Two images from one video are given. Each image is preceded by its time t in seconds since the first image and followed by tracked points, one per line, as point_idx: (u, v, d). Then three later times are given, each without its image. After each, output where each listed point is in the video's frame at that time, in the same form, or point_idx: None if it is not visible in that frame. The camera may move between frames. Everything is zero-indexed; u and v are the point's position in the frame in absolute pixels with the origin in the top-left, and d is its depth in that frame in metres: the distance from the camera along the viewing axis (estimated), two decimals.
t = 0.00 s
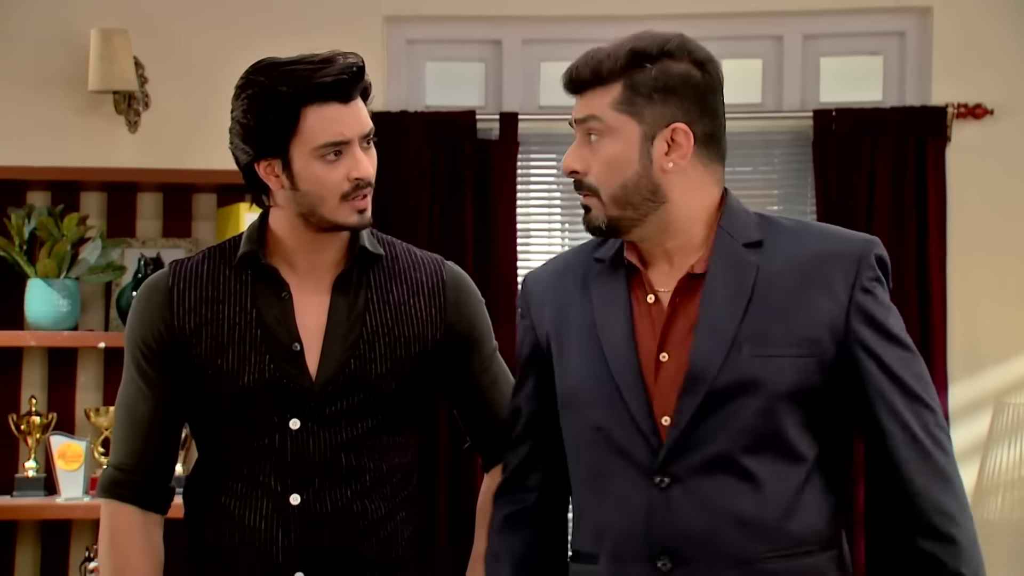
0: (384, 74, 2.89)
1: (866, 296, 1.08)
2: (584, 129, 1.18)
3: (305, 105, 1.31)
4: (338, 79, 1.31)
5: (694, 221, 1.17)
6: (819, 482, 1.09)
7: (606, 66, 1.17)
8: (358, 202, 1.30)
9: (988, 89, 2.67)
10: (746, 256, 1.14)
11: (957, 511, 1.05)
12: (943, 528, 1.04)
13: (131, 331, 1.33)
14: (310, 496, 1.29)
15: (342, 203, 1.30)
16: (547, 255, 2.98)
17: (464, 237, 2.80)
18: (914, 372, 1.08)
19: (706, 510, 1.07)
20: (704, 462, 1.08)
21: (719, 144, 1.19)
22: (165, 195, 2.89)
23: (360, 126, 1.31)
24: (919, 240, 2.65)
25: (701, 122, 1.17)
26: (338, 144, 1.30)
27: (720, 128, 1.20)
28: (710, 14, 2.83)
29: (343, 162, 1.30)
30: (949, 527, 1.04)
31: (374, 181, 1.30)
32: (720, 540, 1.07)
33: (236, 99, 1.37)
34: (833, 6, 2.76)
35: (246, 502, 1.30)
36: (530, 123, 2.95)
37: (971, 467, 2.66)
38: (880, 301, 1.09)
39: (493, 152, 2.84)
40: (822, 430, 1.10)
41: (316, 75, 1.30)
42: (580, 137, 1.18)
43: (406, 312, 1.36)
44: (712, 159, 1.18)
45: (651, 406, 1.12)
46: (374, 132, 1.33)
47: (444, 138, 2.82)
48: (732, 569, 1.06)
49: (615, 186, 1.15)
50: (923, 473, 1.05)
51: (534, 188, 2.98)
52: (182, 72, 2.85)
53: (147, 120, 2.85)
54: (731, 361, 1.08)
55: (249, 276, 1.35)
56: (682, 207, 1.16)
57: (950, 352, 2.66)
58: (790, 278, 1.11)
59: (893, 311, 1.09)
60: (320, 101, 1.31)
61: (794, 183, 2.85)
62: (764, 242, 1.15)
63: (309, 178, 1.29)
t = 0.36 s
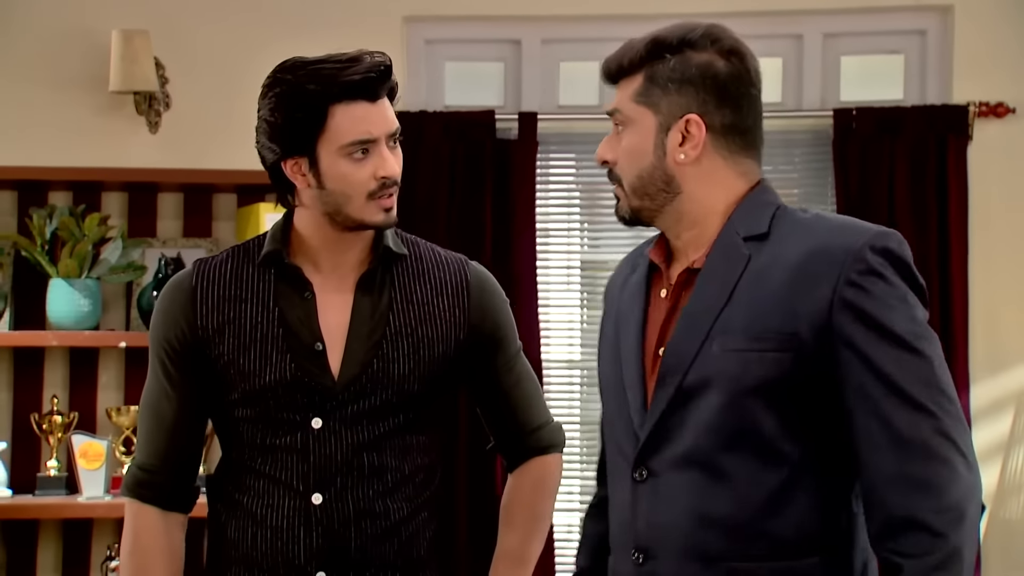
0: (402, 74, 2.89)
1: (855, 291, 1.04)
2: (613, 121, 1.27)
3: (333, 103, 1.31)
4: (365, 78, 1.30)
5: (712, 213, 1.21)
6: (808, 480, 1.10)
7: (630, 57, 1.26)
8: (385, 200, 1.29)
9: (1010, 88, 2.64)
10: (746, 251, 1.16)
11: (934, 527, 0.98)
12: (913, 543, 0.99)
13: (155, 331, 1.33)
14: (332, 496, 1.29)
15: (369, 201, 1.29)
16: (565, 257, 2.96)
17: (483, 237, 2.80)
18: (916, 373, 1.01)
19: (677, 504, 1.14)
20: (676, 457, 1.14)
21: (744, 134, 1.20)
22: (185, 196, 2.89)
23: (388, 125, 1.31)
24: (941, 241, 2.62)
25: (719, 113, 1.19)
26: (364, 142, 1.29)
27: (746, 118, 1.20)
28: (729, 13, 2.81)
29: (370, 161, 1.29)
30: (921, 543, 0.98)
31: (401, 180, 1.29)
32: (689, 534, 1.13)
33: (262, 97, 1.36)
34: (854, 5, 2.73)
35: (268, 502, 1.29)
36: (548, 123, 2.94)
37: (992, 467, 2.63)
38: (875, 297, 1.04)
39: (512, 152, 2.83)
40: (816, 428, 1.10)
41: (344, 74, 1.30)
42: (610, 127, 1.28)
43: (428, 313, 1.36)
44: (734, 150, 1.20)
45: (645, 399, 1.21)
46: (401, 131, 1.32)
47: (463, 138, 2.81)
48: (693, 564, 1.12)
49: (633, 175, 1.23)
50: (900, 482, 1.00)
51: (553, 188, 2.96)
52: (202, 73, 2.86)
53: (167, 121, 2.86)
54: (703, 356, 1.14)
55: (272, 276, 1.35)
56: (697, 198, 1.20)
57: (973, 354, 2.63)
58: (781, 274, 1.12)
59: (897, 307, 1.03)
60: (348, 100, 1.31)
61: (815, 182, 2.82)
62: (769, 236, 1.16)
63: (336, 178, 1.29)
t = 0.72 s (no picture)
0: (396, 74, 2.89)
1: (842, 298, 1.02)
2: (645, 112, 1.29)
3: (330, 104, 1.31)
4: (363, 80, 1.30)
5: (735, 206, 1.22)
6: (791, 489, 1.09)
7: (664, 46, 1.28)
8: (381, 202, 1.29)
9: (1002, 88, 2.65)
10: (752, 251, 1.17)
11: (894, 548, 0.97)
12: (868, 562, 0.98)
13: (151, 325, 1.33)
14: (326, 498, 1.29)
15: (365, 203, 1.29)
16: (558, 256, 2.97)
17: (475, 237, 2.80)
18: (899, 386, 0.99)
19: (669, 505, 1.16)
20: (675, 458, 1.16)
21: (772, 126, 1.19)
22: (177, 195, 2.89)
23: (386, 127, 1.31)
24: (932, 240, 2.64)
25: (747, 104, 1.19)
26: (361, 144, 1.29)
27: (775, 111, 1.19)
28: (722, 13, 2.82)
29: (366, 163, 1.29)
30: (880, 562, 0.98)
31: (397, 183, 1.29)
32: (677, 535, 1.15)
33: (263, 96, 1.36)
34: (846, 5, 2.74)
35: (262, 503, 1.30)
36: (542, 122, 2.94)
37: (984, 466, 2.64)
38: (864, 304, 1.01)
39: (505, 151, 2.83)
40: (807, 433, 1.09)
41: (342, 75, 1.30)
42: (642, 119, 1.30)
43: (427, 314, 1.36)
44: (762, 143, 1.20)
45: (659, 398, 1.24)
46: (399, 133, 1.32)
47: (455, 138, 2.81)
48: (679, 565, 1.15)
49: (660, 166, 1.24)
50: (868, 498, 0.99)
51: (545, 188, 2.97)
52: (195, 72, 2.85)
53: (159, 121, 2.85)
54: (701, 357, 1.15)
55: (269, 275, 1.36)
56: (721, 190, 1.21)
57: (965, 354, 2.64)
58: (780, 274, 1.11)
59: (886, 316, 1.00)
60: (345, 101, 1.31)
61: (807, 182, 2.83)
62: (777, 235, 1.16)
63: (332, 179, 1.29)
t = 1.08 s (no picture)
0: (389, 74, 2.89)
1: (820, 300, 1.01)
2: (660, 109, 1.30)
3: (324, 107, 1.35)
4: (356, 84, 1.34)
5: (746, 205, 1.22)
6: (766, 494, 1.09)
7: (679, 42, 1.28)
8: (367, 209, 1.33)
9: (992, 90, 2.67)
10: (749, 251, 1.18)
11: (859, 557, 0.96)
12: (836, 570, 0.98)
13: (154, 319, 1.40)
14: (329, 498, 1.32)
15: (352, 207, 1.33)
16: (550, 256, 2.97)
17: (467, 238, 2.80)
18: (875, 393, 0.97)
19: (658, 503, 1.17)
20: (665, 459, 1.17)
21: (788, 126, 1.19)
22: (168, 195, 2.88)
23: (377, 135, 1.34)
24: (923, 241, 2.65)
25: (762, 103, 1.19)
26: (349, 149, 1.33)
27: (791, 110, 1.19)
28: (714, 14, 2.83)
29: (352, 168, 1.33)
30: (845, 571, 0.97)
31: (381, 189, 1.32)
32: (665, 534, 1.16)
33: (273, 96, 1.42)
34: (838, 5, 2.75)
35: (267, 502, 1.33)
36: (534, 123, 2.95)
37: (974, 466, 2.65)
38: (842, 306, 0.99)
39: (498, 152, 2.83)
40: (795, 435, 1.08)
41: (337, 79, 1.34)
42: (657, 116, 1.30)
43: (431, 317, 1.39)
44: (777, 142, 1.20)
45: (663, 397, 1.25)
46: (390, 140, 1.34)
47: (448, 138, 2.81)
48: (665, 565, 1.15)
49: (674, 163, 1.25)
50: (838, 506, 0.98)
51: (538, 189, 2.97)
52: (187, 72, 2.85)
53: (151, 121, 2.84)
54: (692, 359, 1.16)
55: (276, 272, 1.40)
56: (734, 189, 1.22)
57: (955, 354, 2.66)
58: (768, 276, 1.11)
59: (867, 321, 0.97)
60: (338, 105, 1.35)
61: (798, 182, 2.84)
62: (775, 234, 1.16)
63: (321, 181, 1.34)
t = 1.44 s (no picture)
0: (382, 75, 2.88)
1: (822, 305, 1.01)
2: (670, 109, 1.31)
3: (318, 109, 1.36)
4: (349, 88, 1.35)
5: (754, 207, 1.23)
6: (766, 497, 1.09)
7: (690, 42, 1.29)
8: (353, 213, 1.34)
9: (984, 91, 2.68)
10: (754, 254, 1.19)
11: (854, 563, 0.96)
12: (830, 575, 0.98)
13: (168, 331, 1.43)
14: (335, 500, 1.34)
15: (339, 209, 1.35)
16: (543, 258, 2.98)
17: (461, 238, 2.80)
18: (874, 398, 0.97)
19: (660, 505, 1.18)
20: (667, 461, 1.17)
21: (798, 128, 1.20)
22: (160, 197, 2.88)
23: (365, 142, 1.34)
24: (915, 241, 2.66)
25: (774, 104, 1.19)
26: (338, 152, 1.34)
27: (802, 112, 1.19)
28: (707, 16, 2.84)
29: (339, 171, 1.34)
30: None
31: (365, 195, 1.33)
32: (666, 536, 1.16)
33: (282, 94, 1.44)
34: (829, 7, 2.76)
35: (274, 505, 1.36)
36: (527, 124, 2.95)
37: (967, 467, 2.67)
38: (842, 311, 1.00)
39: (491, 152, 2.84)
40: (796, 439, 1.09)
41: (331, 82, 1.35)
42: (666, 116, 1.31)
43: (437, 321, 1.39)
44: (787, 144, 1.20)
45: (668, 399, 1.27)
46: (382, 148, 1.35)
47: (441, 138, 2.81)
48: (666, 566, 1.16)
49: (683, 162, 1.26)
50: (835, 509, 0.98)
51: (530, 190, 2.97)
52: (180, 73, 2.84)
53: (143, 121, 2.83)
54: (693, 363, 1.16)
55: (283, 278, 1.42)
56: (742, 189, 1.22)
57: (947, 354, 2.67)
58: (769, 281, 1.12)
59: (868, 327, 0.98)
60: (330, 108, 1.36)
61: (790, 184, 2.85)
62: (779, 238, 1.17)
63: (311, 181, 1.36)
